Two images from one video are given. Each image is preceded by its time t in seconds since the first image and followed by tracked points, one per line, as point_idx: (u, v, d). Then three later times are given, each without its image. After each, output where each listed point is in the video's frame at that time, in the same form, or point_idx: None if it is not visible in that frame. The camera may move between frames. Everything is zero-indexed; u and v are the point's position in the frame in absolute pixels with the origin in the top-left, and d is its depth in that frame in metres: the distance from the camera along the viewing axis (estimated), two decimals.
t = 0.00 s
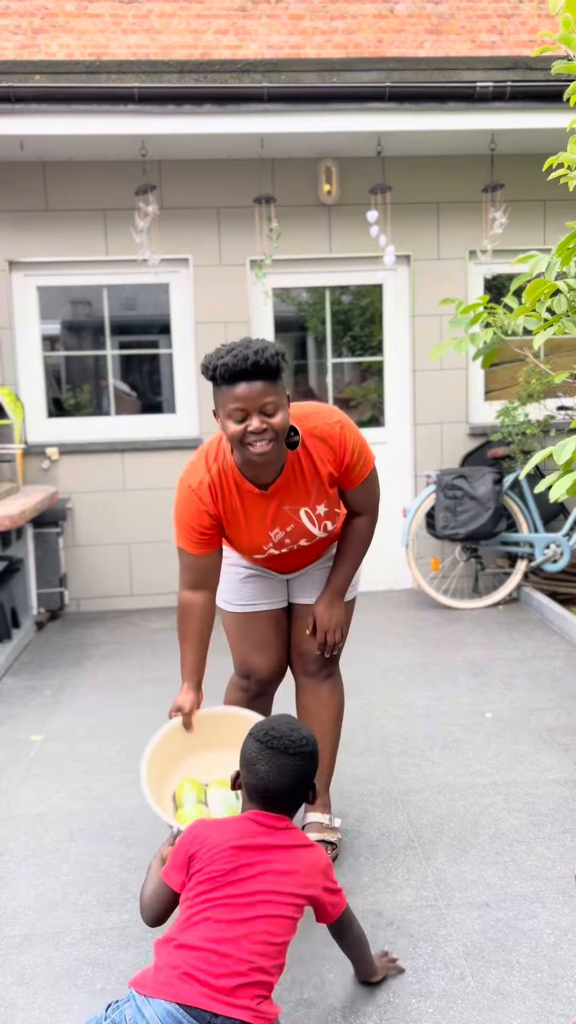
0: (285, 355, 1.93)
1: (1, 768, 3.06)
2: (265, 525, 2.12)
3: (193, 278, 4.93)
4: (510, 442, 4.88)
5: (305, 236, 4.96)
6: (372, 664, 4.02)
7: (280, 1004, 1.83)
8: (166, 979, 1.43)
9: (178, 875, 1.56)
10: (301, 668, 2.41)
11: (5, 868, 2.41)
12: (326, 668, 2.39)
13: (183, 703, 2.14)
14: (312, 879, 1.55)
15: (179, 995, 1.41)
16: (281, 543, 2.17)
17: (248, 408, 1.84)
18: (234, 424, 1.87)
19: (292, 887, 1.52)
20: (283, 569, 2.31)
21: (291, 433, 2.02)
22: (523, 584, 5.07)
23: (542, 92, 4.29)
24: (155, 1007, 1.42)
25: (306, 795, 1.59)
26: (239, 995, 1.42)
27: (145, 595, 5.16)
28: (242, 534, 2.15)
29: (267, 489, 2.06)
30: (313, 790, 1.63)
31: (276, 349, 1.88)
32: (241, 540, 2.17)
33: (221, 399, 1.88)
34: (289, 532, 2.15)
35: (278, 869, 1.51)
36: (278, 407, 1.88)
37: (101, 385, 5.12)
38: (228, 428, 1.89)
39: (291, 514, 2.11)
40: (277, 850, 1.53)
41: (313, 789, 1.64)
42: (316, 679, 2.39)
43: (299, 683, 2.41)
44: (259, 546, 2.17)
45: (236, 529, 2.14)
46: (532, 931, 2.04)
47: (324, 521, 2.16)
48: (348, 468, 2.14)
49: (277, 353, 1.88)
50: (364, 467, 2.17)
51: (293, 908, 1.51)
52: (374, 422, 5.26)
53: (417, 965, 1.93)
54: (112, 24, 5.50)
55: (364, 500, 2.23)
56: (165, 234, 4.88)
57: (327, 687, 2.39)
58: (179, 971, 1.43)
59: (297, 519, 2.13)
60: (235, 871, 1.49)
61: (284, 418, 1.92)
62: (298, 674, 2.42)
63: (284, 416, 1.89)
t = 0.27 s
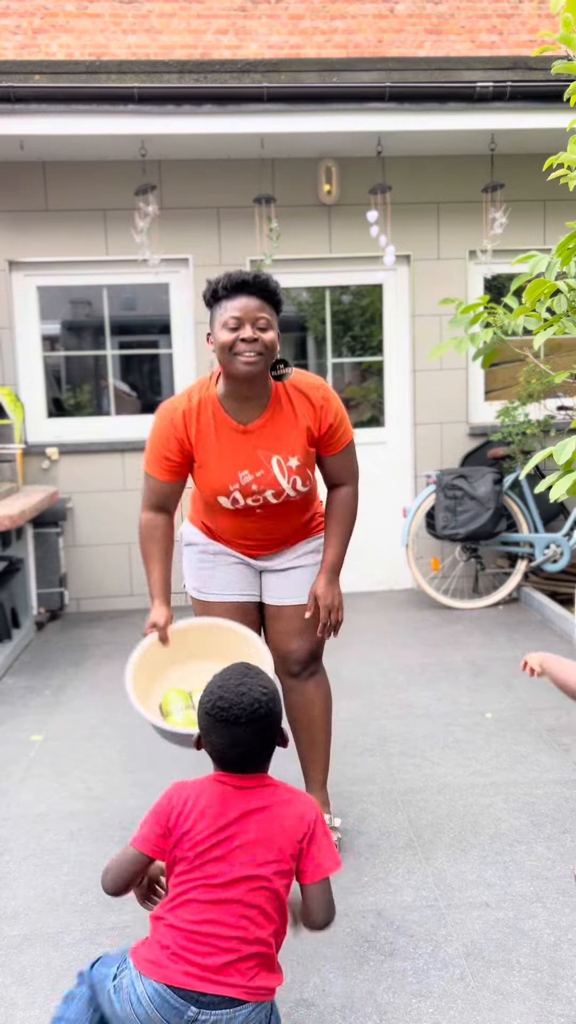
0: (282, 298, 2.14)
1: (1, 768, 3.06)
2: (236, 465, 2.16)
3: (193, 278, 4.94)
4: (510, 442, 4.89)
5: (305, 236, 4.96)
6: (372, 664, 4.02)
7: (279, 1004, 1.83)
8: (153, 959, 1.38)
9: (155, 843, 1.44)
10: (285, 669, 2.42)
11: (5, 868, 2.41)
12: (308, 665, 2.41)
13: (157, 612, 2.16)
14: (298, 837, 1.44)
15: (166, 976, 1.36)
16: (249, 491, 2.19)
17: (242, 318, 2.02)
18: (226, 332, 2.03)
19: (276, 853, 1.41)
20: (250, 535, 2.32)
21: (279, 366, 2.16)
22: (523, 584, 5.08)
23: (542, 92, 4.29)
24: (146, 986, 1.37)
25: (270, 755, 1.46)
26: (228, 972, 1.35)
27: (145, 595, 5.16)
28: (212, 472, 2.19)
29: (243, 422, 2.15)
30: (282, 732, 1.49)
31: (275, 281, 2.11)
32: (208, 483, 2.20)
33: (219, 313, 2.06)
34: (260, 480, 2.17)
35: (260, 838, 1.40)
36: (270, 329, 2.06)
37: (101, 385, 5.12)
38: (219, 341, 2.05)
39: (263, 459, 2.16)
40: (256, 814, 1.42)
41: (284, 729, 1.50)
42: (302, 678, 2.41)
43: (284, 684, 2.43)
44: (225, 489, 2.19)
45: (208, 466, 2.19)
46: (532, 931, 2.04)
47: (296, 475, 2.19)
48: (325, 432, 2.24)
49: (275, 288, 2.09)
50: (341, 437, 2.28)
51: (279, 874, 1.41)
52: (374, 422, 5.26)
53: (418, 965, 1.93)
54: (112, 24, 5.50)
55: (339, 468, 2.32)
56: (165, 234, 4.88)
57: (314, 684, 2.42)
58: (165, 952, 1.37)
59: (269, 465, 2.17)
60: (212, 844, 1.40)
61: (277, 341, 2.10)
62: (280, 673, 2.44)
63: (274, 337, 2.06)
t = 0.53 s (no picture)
0: (275, 267, 2.35)
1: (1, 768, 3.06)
2: (218, 409, 2.25)
3: (193, 278, 4.94)
4: (510, 442, 4.88)
5: (305, 236, 4.96)
6: (372, 664, 4.02)
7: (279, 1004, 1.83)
8: (153, 924, 1.54)
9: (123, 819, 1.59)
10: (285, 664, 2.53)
11: (5, 868, 2.41)
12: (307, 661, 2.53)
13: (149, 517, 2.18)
14: (251, 780, 1.56)
15: (166, 939, 1.51)
16: (228, 437, 2.26)
17: (239, 271, 2.20)
18: (224, 283, 2.21)
19: (235, 801, 1.53)
20: (228, 493, 2.34)
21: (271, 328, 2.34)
22: (523, 584, 5.08)
23: (542, 92, 4.29)
24: (150, 947, 1.55)
25: (195, 723, 1.50)
26: (216, 918, 1.49)
27: (145, 595, 5.17)
28: (194, 414, 2.27)
29: (228, 371, 2.27)
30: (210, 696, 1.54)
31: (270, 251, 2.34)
32: (189, 428, 2.28)
33: (218, 268, 2.25)
34: (240, 426, 2.26)
35: (216, 792, 1.52)
36: (264, 286, 2.24)
37: (101, 386, 5.13)
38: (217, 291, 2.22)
39: (245, 406, 2.26)
40: (208, 770, 1.53)
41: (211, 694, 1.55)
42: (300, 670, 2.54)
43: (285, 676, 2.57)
44: (204, 433, 2.27)
45: (190, 410, 2.27)
46: (532, 931, 2.04)
47: (275, 428, 2.28)
48: (308, 398, 2.36)
49: (270, 255, 2.31)
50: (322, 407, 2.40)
51: (237, 820, 1.53)
52: (374, 422, 5.26)
53: (418, 965, 1.93)
54: (112, 24, 5.50)
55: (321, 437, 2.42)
56: (166, 235, 4.88)
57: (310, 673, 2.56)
58: (161, 914, 1.53)
59: (250, 413, 2.26)
60: (177, 810, 1.51)
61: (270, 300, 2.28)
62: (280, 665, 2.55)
63: (267, 294, 2.24)
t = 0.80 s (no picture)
0: (281, 271, 2.50)
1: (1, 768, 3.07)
2: (225, 400, 2.42)
3: (193, 278, 4.94)
4: (509, 442, 4.89)
5: (305, 236, 4.97)
6: (372, 664, 4.02)
7: (279, 1004, 1.83)
8: (130, 900, 1.51)
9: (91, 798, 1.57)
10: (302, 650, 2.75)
11: (5, 867, 2.41)
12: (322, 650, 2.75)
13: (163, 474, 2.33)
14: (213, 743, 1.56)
15: (147, 911, 1.49)
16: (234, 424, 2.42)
17: (246, 277, 2.38)
18: (232, 290, 2.39)
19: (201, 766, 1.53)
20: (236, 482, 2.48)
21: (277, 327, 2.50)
22: (523, 584, 5.08)
23: (543, 92, 4.29)
24: (132, 923, 1.52)
25: (153, 694, 1.49)
26: (194, 882, 1.49)
27: (145, 595, 5.17)
28: (203, 407, 2.44)
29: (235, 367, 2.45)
30: (164, 675, 1.52)
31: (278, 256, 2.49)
32: (198, 418, 2.45)
33: (226, 276, 2.43)
34: (245, 415, 2.42)
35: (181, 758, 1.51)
36: (269, 291, 2.41)
37: (102, 386, 5.13)
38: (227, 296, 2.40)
39: (251, 397, 2.42)
40: (172, 737, 1.52)
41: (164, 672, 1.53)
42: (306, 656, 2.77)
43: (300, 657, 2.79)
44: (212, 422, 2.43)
45: (200, 403, 2.44)
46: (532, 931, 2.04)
47: (278, 415, 2.43)
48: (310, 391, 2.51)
49: (276, 260, 2.46)
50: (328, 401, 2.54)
51: (204, 784, 1.52)
52: (374, 422, 5.26)
53: (418, 965, 1.94)
54: (112, 24, 5.51)
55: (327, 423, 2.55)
56: (166, 235, 4.89)
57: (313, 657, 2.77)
58: (139, 890, 1.50)
59: (255, 402, 2.42)
60: (145, 781, 1.49)
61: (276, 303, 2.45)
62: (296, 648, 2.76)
63: (272, 299, 2.41)
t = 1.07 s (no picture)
0: (307, 275, 2.58)
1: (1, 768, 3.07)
2: (268, 390, 2.50)
3: (193, 278, 4.94)
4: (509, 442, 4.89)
5: (305, 236, 4.97)
6: (372, 664, 4.03)
7: (280, 1004, 1.84)
8: (112, 829, 1.48)
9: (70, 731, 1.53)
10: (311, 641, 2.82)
11: (6, 867, 2.41)
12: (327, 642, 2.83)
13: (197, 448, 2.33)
14: (197, 673, 1.53)
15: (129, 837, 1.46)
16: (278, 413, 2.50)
17: (274, 283, 2.46)
18: (262, 297, 2.48)
19: (184, 694, 1.50)
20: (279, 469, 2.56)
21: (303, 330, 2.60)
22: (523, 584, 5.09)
23: (543, 93, 4.30)
24: (113, 852, 1.49)
25: (138, 616, 1.48)
26: (178, 809, 1.47)
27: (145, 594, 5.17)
28: (244, 398, 2.51)
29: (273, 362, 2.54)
30: (150, 603, 1.51)
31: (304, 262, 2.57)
32: (241, 408, 2.50)
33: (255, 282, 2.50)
34: (288, 405, 2.51)
35: (162, 687, 1.48)
36: (297, 294, 2.50)
37: (102, 386, 5.14)
38: (257, 302, 2.50)
39: (292, 388, 2.53)
40: (154, 665, 1.49)
41: (151, 599, 1.52)
42: (316, 648, 2.83)
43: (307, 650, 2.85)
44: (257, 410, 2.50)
45: (241, 394, 2.51)
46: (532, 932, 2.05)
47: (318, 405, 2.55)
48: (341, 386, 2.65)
49: (302, 264, 2.54)
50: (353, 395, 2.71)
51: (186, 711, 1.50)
52: (374, 422, 5.26)
53: (418, 965, 1.94)
54: (112, 24, 5.51)
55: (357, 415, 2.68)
56: (166, 235, 4.89)
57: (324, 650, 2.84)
58: (121, 816, 1.47)
59: (296, 393, 2.52)
60: (126, 708, 1.47)
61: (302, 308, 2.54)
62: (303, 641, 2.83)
63: (300, 306, 2.50)
